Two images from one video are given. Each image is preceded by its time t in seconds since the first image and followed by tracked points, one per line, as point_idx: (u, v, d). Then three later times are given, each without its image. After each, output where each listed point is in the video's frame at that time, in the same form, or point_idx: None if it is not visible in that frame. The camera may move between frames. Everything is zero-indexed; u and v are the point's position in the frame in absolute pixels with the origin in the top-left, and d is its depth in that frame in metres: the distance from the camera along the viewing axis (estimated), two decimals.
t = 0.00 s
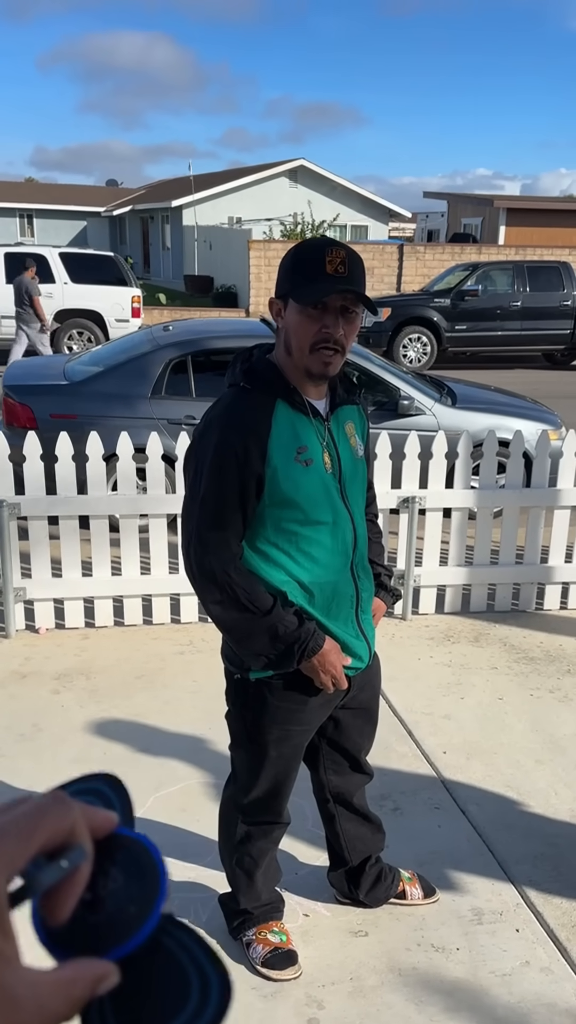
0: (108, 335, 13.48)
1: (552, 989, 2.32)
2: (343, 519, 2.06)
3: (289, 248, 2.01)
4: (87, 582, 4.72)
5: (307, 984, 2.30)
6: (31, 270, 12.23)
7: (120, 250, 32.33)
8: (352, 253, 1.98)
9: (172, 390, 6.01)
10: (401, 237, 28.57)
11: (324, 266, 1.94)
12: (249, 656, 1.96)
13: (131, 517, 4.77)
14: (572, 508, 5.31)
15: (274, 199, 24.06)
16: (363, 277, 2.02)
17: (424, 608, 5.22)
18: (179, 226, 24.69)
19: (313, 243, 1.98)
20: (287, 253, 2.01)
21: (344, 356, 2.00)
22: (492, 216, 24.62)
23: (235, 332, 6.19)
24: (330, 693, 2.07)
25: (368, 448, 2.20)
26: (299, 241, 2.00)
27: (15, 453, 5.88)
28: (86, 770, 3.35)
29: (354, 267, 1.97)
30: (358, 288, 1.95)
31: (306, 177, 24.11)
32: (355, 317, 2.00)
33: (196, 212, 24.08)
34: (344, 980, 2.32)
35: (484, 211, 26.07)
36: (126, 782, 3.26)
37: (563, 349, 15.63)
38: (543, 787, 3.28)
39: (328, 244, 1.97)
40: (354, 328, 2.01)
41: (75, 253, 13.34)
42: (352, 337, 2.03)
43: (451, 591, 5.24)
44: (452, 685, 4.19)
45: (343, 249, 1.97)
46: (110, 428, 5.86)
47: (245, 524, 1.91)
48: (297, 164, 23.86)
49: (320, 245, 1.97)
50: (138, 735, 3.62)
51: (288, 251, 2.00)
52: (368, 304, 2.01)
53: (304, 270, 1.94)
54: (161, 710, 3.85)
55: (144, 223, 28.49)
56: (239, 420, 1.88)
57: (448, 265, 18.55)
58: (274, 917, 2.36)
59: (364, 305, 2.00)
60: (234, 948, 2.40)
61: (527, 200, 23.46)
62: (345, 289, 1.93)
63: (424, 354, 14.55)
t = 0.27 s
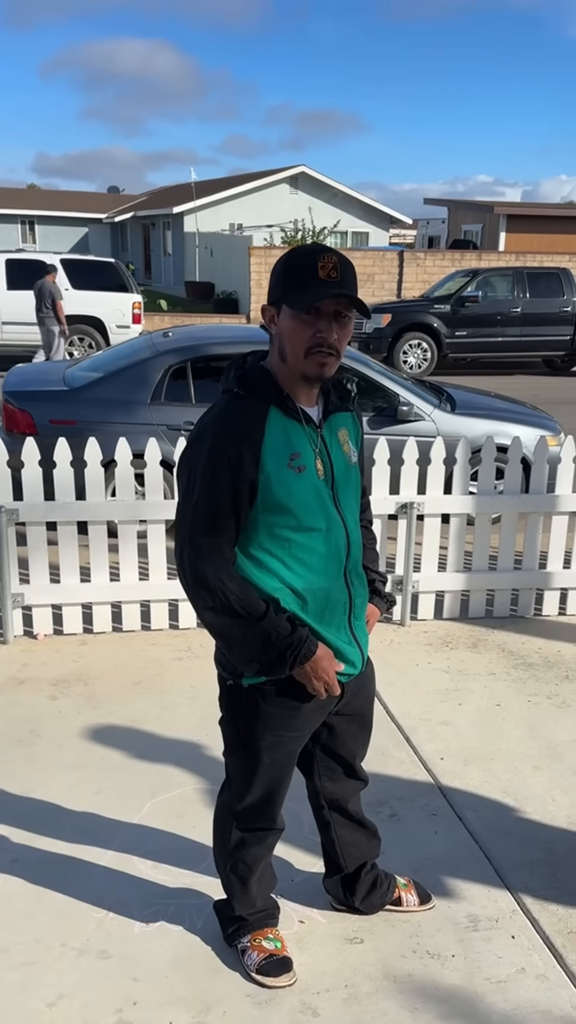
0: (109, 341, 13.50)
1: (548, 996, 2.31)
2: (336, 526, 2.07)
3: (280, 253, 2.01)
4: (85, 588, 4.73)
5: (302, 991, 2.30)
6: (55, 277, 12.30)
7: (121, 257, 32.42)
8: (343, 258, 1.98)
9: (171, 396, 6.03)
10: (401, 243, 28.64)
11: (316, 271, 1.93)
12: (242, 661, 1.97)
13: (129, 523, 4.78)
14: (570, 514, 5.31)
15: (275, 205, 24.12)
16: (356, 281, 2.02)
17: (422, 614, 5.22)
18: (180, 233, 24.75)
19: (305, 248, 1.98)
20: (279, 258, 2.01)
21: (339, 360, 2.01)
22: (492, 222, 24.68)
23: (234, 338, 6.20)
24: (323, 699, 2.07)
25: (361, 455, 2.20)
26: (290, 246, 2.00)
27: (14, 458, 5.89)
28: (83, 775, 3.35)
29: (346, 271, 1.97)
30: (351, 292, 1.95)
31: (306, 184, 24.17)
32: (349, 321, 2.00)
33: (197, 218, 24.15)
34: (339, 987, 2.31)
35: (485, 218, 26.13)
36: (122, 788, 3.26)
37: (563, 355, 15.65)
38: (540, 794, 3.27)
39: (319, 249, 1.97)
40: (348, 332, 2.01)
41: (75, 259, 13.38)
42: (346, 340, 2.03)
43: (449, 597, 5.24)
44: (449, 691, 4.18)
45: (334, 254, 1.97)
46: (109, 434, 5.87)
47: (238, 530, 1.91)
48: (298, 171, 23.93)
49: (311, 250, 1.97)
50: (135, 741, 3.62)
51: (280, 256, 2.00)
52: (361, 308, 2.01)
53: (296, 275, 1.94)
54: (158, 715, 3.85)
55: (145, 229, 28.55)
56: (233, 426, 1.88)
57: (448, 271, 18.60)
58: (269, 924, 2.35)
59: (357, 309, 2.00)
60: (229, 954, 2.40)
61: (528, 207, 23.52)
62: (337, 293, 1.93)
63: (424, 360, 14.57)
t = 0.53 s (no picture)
0: (111, 346, 13.56)
1: (535, 1001, 2.32)
2: (323, 531, 2.07)
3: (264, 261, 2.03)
4: (82, 592, 4.75)
5: (290, 994, 2.30)
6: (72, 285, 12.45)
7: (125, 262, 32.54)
8: (327, 264, 2.00)
9: (170, 401, 6.05)
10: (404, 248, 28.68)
11: (300, 277, 1.95)
12: (229, 665, 1.98)
13: (126, 527, 4.79)
14: (567, 519, 5.32)
15: (277, 210, 24.18)
16: (340, 287, 2.04)
17: (419, 618, 5.23)
18: (183, 238, 24.84)
19: (289, 255, 1.99)
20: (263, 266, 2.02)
21: (325, 365, 2.02)
22: (495, 227, 24.71)
23: (233, 343, 6.22)
24: (310, 703, 2.08)
25: (349, 460, 2.21)
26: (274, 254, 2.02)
27: (13, 463, 5.92)
28: (77, 779, 3.36)
29: (329, 278, 1.98)
30: (336, 298, 1.96)
31: (309, 189, 24.23)
32: (334, 326, 2.01)
33: (200, 223, 24.23)
34: (327, 991, 2.31)
35: (487, 222, 26.17)
36: (116, 791, 3.27)
37: (566, 359, 15.66)
38: (533, 799, 3.27)
39: (303, 256, 1.98)
40: (333, 337, 2.02)
41: (78, 265, 13.46)
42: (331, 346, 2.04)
43: (446, 601, 5.25)
44: (445, 696, 4.19)
45: (317, 261, 1.98)
46: (107, 439, 5.89)
47: (226, 534, 1.92)
48: (300, 176, 23.99)
49: (295, 257, 1.98)
50: (130, 745, 3.63)
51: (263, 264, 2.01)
52: (346, 313, 2.02)
53: (280, 282, 1.95)
54: (153, 719, 3.87)
55: (148, 234, 28.63)
56: (221, 431, 1.89)
57: (450, 276, 18.63)
58: (258, 928, 2.35)
59: (342, 314, 2.01)
60: (218, 958, 2.41)
61: (530, 211, 23.55)
62: (322, 299, 1.94)
63: (426, 365, 14.59)
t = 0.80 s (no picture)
0: (118, 347, 13.64)
1: (529, 992, 2.36)
2: (321, 530, 2.13)
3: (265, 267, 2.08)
4: (88, 591, 4.81)
5: (288, 983, 2.36)
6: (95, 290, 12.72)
7: (132, 263, 32.66)
8: (327, 271, 2.05)
9: (175, 402, 6.11)
10: (411, 249, 28.73)
11: (301, 284, 2.00)
12: (229, 660, 2.03)
13: (131, 527, 4.85)
14: (569, 520, 5.36)
15: (284, 212, 24.25)
16: (339, 293, 2.09)
17: (421, 618, 5.28)
18: (190, 239, 24.93)
19: (290, 262, 2.05)
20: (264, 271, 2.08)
21: (324, 369, 2.08)
22: (502, 228, 24.73)
23: (237, 345, 6.27)
24: (308, 698, 2.14)
25: (347, 461, 2.26)
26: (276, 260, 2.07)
27: (20, 463, 5.99)
28: (82, 774, 3.42)
29: (329, 285, 2.04)
30: (335, 305, 2.02)
31: (316, 190, 24.30)
32: (333, 332, 2.07)
33: (207, 225, 24.32)
34: (324, 980, 2.37)
35: (494, 224, 26.19)
36: (120, 786, 3.33)
37: (571, 361, 15.68)
38: (530, 796, 3.32)
39: (304, 263, 2.04)
40: (332, 342, 2.08)
41: (85, 266, 13.55)
42: (330, 350, 2.10)
43: (448, 601, 5.30)
44: (445, 694, 4.24)
45: (318, 268, 2.04)
46: (113, 440, 5.96)
47: (227, 533, 1.98)
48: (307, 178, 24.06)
49: (296, 264, 2.04)
50: (134, 741, 3.69)
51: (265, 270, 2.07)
52: (344, 319, 2.08)
53: (282, 288, 2.01)
54: (157, 716, 3.93)
55: (155, 235, 28.74)
56: (222, 433, 1.94)
57: (456, 277, 18.68)
58: (257, 918, 2.41)
59: (341, 320, 2.07)
60: (218, 947, 2.46)
61: (537, 213, 23.57)
62: (322, 306, 2.00)
63: (431, 366, 14.64)
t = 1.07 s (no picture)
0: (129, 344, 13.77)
1: (526, 961, 2.46)
2: (329, 517, 2.23)
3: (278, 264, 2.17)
4: (101, 582, 4.92)
5: (295, 951, 2.46)
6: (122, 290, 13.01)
7: (143, 260, 32.80)
8: (337, 270, 2.14)
9: (187, 398, 6.22)
10: (421, 247, 28.77)
11: (312, 282, 2.09)
12: (241, 640, 2.14)
13: (143, 519, 4.96)
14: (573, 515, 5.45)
15: (294, 209, 24.34)
16: (348, 290, 2.18)
17: (427, 610, 5.38)
18: (201, 236, 25.04)
19: (302, 261, 2.14)
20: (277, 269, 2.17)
21: (333, 363, 2.17)
22: (512, 226, 24.75)
23: (248, 342, 6.38)
24: (316, 677, 2.24)
25: (354, 451, 2.36)
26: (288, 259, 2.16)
27: (35, 457, 6.12)
28: (97, 755, 3.54)
29: (339, 283, 2.13)
30: (345, 302, 2.11)
31: (326, 188, 24.37)
32: (342, 328, 2.16)
33: (218, 222, 24.42)
34: (330, 949, 2.47)
35: (504, 222, 26.21)
36: (134, 767, 3.45)
37: None
38: (532, 780, 3.42)
39: (315, 262, 2.13)
40: (341, 338, 2.18)
41: (97, 264, 13.68)
42: (339, 345, 2.20)
43: (454, 595, 5.39)
44: (450, 684, 4.34)
45: (328, 267, 2.13)
46: (126, 434, 6.08)
47: (240, 519, 2.08)
48: (318, 175, 24.13)
49: (307, 263, 2.13)
50: (147, 725, 3.81)
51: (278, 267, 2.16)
52: (353, 316, 2.17)
53: (294, 286, 2.10)
54: (169, 701, 4.04)
55: (166, 232, 28.86)
56: (235, 424, 2.05)
57: (466, 275, 18.74)
58: (266, 889, 2.52)
59: (350, 317, 2.17)
60: (228, 918, 2.57)
61: (548, 211, 23.58)
62: (331, 303, 2.09)
63: (441, 364, 14.71)
